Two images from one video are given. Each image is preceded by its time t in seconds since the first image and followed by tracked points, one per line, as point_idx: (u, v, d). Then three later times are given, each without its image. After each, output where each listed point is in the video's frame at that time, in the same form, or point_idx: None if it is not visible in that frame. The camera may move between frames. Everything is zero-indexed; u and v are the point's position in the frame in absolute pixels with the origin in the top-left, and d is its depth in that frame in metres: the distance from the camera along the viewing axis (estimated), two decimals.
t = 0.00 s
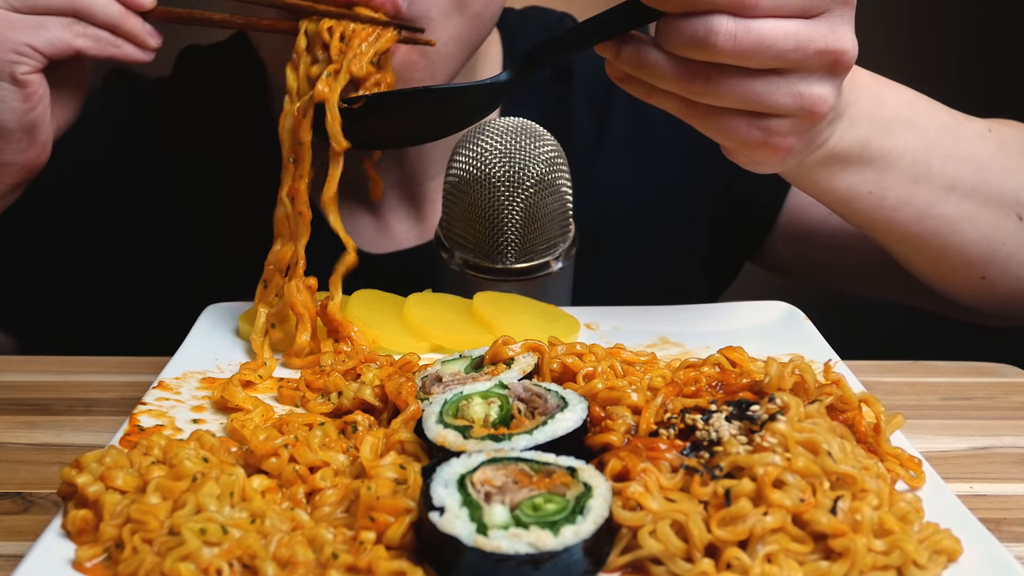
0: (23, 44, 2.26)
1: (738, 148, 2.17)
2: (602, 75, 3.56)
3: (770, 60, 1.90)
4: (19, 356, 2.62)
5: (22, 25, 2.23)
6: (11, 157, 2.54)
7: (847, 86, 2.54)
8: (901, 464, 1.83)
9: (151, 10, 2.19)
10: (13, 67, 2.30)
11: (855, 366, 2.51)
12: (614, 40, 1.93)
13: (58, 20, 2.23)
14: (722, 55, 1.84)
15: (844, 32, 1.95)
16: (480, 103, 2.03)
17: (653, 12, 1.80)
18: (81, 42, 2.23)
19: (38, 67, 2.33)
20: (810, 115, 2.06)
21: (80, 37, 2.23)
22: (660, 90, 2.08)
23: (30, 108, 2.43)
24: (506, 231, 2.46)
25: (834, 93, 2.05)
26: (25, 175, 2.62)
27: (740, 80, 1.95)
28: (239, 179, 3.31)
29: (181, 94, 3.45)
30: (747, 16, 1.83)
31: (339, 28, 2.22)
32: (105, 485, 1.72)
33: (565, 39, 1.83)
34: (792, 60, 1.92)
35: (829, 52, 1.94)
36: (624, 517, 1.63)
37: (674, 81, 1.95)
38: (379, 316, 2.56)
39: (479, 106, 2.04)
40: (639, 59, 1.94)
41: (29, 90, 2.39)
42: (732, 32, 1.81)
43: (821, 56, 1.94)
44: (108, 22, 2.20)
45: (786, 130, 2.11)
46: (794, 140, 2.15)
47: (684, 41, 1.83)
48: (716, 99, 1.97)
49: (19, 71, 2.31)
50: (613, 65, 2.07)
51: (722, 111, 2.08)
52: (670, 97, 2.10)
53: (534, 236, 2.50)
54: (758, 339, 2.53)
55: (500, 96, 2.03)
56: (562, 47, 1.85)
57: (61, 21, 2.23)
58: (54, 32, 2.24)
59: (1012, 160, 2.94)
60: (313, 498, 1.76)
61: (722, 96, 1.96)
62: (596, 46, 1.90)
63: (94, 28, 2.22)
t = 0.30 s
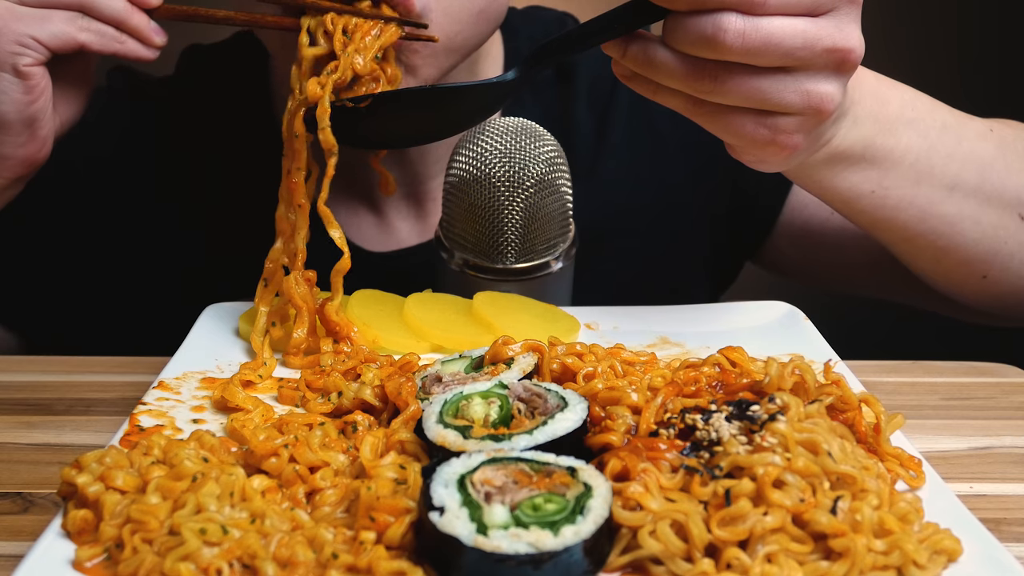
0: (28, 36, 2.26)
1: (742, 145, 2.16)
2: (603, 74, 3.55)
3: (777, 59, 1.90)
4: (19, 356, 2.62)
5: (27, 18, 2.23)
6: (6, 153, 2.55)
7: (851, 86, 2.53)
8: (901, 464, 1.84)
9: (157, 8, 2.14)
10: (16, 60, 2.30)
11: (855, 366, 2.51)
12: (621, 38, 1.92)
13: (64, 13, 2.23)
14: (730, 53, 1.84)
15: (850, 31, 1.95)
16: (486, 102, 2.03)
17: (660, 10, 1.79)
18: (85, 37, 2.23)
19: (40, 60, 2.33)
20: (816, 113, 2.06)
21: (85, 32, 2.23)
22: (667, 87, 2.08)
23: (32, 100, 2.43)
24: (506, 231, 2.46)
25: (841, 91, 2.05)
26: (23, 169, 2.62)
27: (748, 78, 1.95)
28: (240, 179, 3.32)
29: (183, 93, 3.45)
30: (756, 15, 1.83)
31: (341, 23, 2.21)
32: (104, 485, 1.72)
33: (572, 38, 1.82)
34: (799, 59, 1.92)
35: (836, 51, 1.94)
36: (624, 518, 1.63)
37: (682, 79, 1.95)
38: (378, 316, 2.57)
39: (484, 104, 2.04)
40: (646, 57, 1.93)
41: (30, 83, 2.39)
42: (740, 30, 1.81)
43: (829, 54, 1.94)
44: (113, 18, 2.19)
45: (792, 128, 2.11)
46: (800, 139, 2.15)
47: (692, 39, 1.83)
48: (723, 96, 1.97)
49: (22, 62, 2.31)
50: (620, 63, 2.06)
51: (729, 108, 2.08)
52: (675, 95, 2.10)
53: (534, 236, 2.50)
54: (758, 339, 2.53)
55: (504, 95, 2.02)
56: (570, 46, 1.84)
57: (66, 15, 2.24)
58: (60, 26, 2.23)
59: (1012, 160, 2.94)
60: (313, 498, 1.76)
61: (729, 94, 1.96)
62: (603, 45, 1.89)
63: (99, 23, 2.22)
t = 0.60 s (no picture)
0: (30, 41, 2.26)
1: (741, 145, 2.16)
2: (603, 74, 3.55)
3: (776, 59, 1.90)
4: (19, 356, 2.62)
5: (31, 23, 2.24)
6: (13, 156, 2.52)
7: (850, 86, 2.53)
8: (901, 464, 1.84)
9: (163, 16, 2.24)
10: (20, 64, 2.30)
11: (855, 366, 2.51)
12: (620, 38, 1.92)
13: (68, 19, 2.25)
14: (729, 53, 1.84)
15: (848, 31, 1.95)
16: (486, 102, 2.03)
17: (659, 10, 1.79)
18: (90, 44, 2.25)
19: (45, 65, 2.33)
20: (815, 113, 2.06)
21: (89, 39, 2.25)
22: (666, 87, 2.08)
23: (34, 105, 2.43)
24: (506, 231, 2.46)
25: (840, 90, 2.05)
26: (27, 174, 2.59)
27: (747, 78, 1.95)
28: (241, 180, 3.32)
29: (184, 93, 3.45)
30: (754, 15, 1.83)
31: (342, 32, 2.24)
32: (104, 485, 1.72)
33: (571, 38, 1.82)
34: (797, 59, 1.92)
35: (834, 51, 1.94)
36: (625, 518, 1.63)
37: (680, 79, 1.94)
38: (378, 316, 2.57)
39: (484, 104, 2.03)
40: (645, 57, 1.93)
41: (34, 88, 2.38)
42: (739, 30, 1.81)
43: (827, 54, 1.94)
44: (118, 26, 2.23)
45: (791, 128, 2.10)
46: (799, 139, 2.15)
47: (691, 39, 1.83)
48: (722, 96, 1.97)
49: (25, 67, 2.30)
50: (618, 63, 2.06)
51: (728, 108, 2.08)
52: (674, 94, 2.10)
53: (534, 236, 2.50)
54: (757, 340, 2.53)
55: (504, 94, 2.02)
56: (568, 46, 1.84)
57: (72, 21, 2.25)
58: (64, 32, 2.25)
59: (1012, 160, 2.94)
60: (313, 498, 1.76)
61: (728, 94, 1.96)
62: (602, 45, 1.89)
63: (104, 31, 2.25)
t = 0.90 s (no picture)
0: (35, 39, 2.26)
1: (741, 152, 2.17)
2: (603, 75, 3.56)
3: (775, 67, 1.90)
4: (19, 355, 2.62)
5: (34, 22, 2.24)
6: (14, 156, 2.52)
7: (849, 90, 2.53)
8: (901, 464, 1.83)
9: (170, 17, 2.26)
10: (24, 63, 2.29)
11: (855, 366, 2.51)
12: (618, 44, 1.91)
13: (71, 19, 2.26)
14: (728, 61, 1.84)
15: (848, 39, 1.94)
16: (484, 106, 2.03)
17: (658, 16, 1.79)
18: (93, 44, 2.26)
19: (49, 64, 2.33)
20: (814, 121, 2.06)
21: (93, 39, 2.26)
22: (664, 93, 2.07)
23: (38, 105, 2.42)
24: (506, 232, 2.46)
25: (838, 99, 2.05)
26: (30, 174, 2.59)
27: (745, 86, 1.96)
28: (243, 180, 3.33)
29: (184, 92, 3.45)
30: (753, 23, 1.83)
31: (341, 35, 2.21)
32: (104, 485, 1.72)
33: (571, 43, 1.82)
34: (797, 67, 1.92)
35: (834, 60, 1.94)
36: (625, 517, 1.63)
37: (678, 85, 1.94)
38: (378, 316, 2.57)
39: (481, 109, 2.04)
40: (643, 64, 1.93)
41: (38, 87, 2.38)
42: (738, 38, 1.81)
43: (825, 63, 1.94)
44: (124, 26, 2.24)
45: (790, 136, 2.10)
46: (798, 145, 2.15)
47: (689, 48, 1.83)
48: (721, 103, 1.98)
49: (29, 67, 2.30)
50: (616, 69, 2.06)
51: (727, 116, 2.09)
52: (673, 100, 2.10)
53: (534, 236, 2.50)
54: (757, 340, 2.53)
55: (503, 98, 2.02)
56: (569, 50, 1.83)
57: (76, 20, 2.26)
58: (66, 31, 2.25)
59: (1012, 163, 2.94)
60: (313, 498, 1.76)
61: (726, 101, 1.96)
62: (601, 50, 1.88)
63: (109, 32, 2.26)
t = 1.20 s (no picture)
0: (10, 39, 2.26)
1: (752, 154, 2.16)
2: (603, 74, 3.55)
3: (795, 68, 1.90)
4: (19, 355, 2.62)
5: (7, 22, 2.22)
6: None
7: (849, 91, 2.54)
8: (901, 464, 1.83)
9: (152, 11, 2.13)
10: None
11: (855, 366, 2.51)
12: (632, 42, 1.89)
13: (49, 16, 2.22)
14: (748, 62, 1.83)
15: (866, 42, 1.95)
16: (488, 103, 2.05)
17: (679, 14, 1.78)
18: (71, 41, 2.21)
19: (24, 64, 2.33)
20: (829, 124, 2.06)
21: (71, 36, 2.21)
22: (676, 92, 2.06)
23: (16, 106, 2.44)
24: (506, 231, 2.46)
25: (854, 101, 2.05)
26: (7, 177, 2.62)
27: (761, 88, 1.95)
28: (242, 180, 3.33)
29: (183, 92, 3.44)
30: (776, 25, 1.83)
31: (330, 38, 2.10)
32: (104, 485, 1.72)
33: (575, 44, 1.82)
34: (816, 69, 1.92)
35: (852, 63, 1.93)
36: (625, 518, 1.63)
37: (695, 87, 1.94)
38: (378, 316, 2.57)
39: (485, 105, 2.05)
40: (658, 64, 1.91)
41: (15, 88, 2.40)
42: (760, 40, 1.81)
43: (843, 66, 1.94)
44: (104, 21, 2.15)
45: (804, 138, 2.10)
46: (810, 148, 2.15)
47: (709, 49, 1.82)
48: (737, 105, 1.97)
49: (5, 67, 2.32)
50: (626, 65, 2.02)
51: (740, 117, 2.08)
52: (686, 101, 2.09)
53: (533, 235, 2.50)
54: (758, 340, 2.53)
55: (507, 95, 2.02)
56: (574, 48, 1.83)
57: (53, 17, 2.21)
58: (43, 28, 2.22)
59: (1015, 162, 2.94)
60: (313, 498, 1.76)
61: (741, 103, 1.96)
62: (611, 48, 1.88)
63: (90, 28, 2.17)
